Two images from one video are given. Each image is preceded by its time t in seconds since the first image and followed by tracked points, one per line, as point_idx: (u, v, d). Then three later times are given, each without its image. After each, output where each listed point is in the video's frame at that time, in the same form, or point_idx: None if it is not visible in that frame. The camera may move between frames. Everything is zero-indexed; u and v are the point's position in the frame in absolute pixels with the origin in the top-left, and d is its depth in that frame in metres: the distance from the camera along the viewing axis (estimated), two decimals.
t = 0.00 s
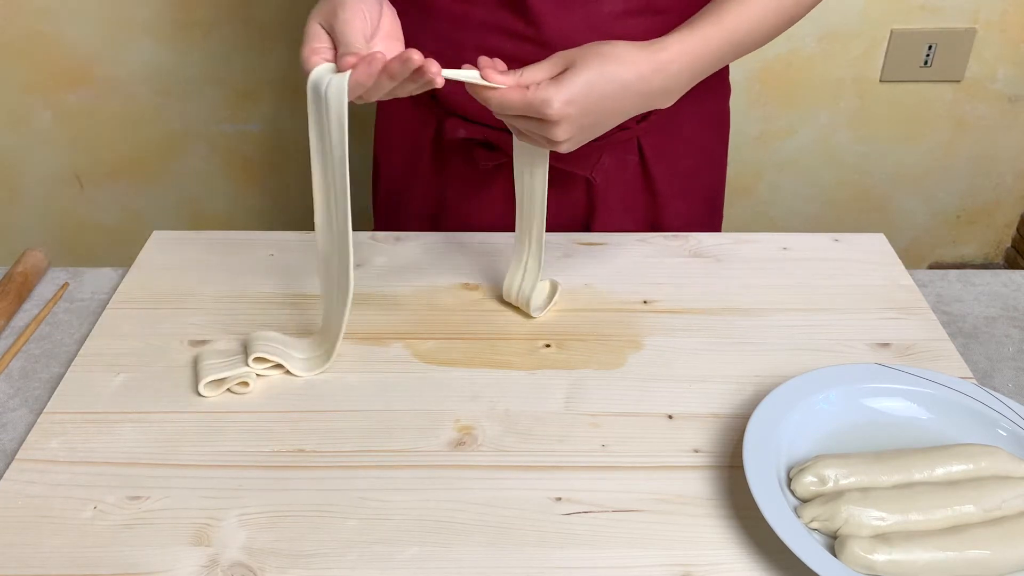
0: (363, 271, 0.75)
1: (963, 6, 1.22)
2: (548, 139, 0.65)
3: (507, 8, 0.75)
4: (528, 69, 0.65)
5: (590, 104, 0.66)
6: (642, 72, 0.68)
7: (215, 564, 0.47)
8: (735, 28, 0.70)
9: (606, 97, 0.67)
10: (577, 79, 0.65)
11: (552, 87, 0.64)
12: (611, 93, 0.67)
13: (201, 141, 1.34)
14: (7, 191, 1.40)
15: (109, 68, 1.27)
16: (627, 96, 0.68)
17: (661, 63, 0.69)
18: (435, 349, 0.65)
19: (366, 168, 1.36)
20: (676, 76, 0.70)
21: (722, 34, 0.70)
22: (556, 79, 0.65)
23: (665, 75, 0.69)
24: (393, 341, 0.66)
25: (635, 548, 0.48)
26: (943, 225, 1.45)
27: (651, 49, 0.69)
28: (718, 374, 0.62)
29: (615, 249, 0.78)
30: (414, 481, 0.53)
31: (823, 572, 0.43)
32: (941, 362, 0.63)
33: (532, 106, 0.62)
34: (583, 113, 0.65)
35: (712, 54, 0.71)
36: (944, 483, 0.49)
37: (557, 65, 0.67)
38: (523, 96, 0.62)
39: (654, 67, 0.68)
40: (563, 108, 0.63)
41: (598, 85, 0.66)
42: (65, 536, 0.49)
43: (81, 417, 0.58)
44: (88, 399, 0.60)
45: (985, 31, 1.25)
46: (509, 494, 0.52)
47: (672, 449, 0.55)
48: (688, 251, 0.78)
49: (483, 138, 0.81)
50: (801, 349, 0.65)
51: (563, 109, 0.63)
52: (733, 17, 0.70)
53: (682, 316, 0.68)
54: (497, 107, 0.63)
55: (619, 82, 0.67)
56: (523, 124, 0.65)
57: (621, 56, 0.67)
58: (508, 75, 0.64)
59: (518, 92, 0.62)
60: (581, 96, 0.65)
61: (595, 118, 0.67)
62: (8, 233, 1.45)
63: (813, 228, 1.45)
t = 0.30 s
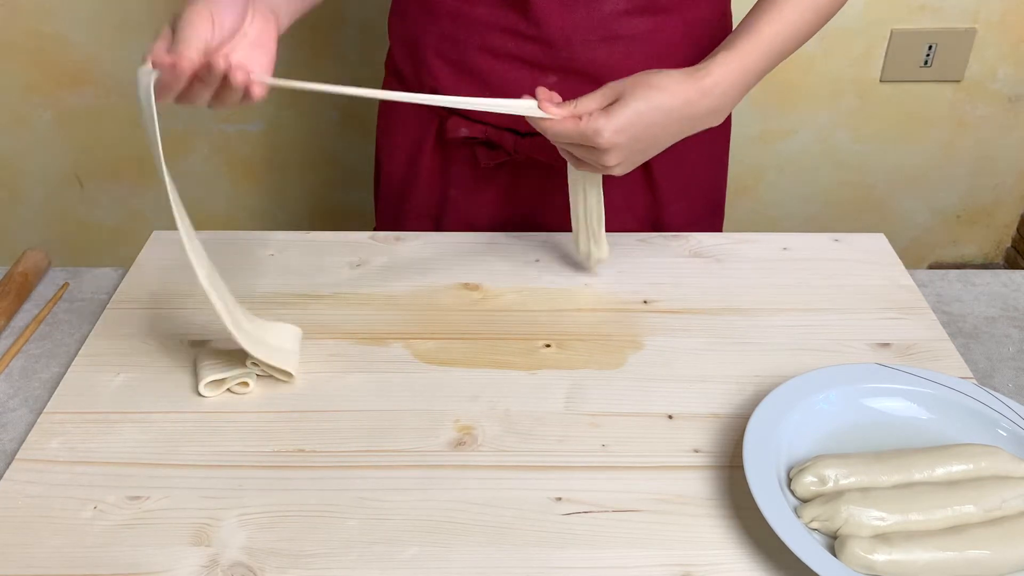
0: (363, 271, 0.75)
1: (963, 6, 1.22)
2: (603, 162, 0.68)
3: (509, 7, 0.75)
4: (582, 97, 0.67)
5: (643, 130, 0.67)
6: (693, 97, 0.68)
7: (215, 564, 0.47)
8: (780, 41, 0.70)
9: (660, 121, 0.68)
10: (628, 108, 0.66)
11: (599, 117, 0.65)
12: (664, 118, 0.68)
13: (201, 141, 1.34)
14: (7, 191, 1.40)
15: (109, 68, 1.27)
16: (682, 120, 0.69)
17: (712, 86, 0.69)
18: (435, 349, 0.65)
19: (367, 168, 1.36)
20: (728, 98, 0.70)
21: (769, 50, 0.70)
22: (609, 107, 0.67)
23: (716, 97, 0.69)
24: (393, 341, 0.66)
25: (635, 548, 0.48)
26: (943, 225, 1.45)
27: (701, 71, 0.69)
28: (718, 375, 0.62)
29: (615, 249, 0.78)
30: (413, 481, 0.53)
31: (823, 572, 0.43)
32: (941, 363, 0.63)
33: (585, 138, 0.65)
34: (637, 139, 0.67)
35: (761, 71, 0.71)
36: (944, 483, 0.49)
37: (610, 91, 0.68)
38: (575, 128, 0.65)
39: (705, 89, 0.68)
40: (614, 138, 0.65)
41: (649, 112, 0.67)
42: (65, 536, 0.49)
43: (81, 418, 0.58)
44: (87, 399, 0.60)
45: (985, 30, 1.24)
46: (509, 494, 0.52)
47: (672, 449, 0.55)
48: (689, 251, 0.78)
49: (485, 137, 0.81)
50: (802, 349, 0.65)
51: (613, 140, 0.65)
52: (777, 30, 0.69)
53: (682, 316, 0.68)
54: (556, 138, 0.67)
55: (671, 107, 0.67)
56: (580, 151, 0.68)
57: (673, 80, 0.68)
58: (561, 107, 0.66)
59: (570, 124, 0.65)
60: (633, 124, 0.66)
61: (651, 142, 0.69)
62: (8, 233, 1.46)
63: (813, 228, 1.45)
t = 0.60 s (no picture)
0: (363, 271, 0.75)
1: (963, 6, 1.22)
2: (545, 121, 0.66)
3: (510, 8, 0.75)
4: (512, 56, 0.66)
5: (584, 76, 0.65)
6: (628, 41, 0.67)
7: (215, 564, 0.47)
8: None
9: (600, 70, 0.66)
10: (560, 58, 0.64)
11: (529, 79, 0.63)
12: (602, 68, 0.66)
13: (201, 141, 1.34)
14: (7, 191, 1.40)
15: (109, 69, 1.27)
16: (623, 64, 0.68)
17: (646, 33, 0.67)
18: (435, 349, 0.65)
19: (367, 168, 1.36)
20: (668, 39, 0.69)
21: None
22: (541, 62, 0.65)
23: (655, 42, 0.68)
24: (393, 341, 0.66)
25: (635, 548, 0.48)
26: (943, 225, 1.45)
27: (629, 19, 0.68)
28: (718, 375, 0.62)
29: (615, 249, 0.78)
30: (414, 482, 0.53)
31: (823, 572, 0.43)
32: (941, 363, 0.63)
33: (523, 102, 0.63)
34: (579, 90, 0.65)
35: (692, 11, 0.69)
36: (943, 483, 0.49)
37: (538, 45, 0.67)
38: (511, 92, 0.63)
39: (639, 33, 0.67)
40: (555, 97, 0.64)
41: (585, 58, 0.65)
42: (65, 536, 0.49)
43: (81, 418, 0.58)
44: (88, 399, 0.60)
45: (985, 30, 1.24)
46: (509, 494, 0.52)
47: (672, 449, 0.55)
48: (689, 251, 0.78)
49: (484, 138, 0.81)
50: (802, 349, 0.65)
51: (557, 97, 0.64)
52: None
53: (682, 316, 0.68)
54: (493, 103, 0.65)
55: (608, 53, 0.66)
56: (523, 118, 0.66)
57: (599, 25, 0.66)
58: (492, 72, 0.66)
59: (504, 93, 0.64)
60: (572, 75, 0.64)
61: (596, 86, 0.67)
62: (8, 232, 1.45)
63: (813, 228, 1.45)
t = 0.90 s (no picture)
0: (363, 271, 0.75)
1: (964, 6, 1.22)
2: (611, 145, 0.68)
3: (513, 7, 0.75)
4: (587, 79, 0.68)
5: (655, 110, 0.68)
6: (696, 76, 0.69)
7: (215, 564, 0.47)
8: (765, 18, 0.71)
9: (666, 103, 0.68)
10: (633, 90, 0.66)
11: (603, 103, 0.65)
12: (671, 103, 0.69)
13: (200, 141, 1.34)
14: (7, 191, 1.40)
15: (109, 69, 1.27)
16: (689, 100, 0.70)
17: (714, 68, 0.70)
18: (435, 349, 0.65)
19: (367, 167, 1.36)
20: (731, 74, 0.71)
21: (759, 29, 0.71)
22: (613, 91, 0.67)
23: (721, 77, 0.70)
24: (393, 341, 0.66)
25: (635, 548, 0.48)
26: (943, 225, 1.45)
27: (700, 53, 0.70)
28: (718, 375, 0.62)
29: (615, 249, 0.78)
30: (414, 481, 0.53)
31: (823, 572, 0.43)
32: (941, 363, 0.63)
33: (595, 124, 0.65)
34: (646, 122, 0.68)
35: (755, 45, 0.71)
36: (943, 483, 0.49)
37: (611, 74, 0.68)
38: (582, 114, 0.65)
39: (708, 71, 0.69)
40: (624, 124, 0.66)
41: (657, 93, 0.67)
42: (65, 536, 0.49)
43: (81, 417, 0.58)
44: (88, 399, 0.60)
45: (985, 30, 1.24)
46: (509, 494, 0.52)
47: (672, 449, 0.55)
48: (689, 251, 0.78)
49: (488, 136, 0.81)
50: (802, 349, 0.65)
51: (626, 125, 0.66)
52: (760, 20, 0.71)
53: (682, 316, 0.68)
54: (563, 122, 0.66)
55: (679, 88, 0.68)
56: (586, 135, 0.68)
57: (674, 59, 0.68)
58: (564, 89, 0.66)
59: (576, 107, 0.64)
60: (644, 107, 0.67)
61: (663, 118, 0.69)
62: (8, 232, 1.45)
63: (813, 228, 1.45)
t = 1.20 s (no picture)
0: (364, 271, 0.75)
1: (963, 6, 1.22)
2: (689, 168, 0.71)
3: (514, 7, 0.75)
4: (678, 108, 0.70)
5: (743, 141, 0.71)
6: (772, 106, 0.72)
7: (215, 564, 0.47)
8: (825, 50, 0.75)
9: (749, 135, 0.71)
10: (726, 123, 0.68)
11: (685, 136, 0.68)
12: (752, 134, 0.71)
13: (200, 141, 1.34)
14: (7, 191, 1.40)
15: (109, 68, 1.27)
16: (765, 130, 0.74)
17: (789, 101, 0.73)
18: (434, 349, 0.65)
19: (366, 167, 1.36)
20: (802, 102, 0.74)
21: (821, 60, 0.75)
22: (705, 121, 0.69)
23: (798, 112, 0.74)
24: (393, 341, 0.66)
25: (635, 548, 0.48)
26: (943, 225, 1.45)
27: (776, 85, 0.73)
28: (718, 375, 0.62)
29: (615, 249, 0.78)
30: (413, 481, 0.53)
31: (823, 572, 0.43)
32: (941, 363, 0.63)
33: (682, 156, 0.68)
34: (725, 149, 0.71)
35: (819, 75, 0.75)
36: (943, 483, 0.49)
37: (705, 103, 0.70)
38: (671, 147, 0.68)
39: (788, 101, 0.73)
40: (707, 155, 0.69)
41: (745, 127, 0.70)
42: (65, 536, 0.49)
43: (81, 417, 0.58)
44: (88, 398, 0.60)
45: (985, 30, 1.25)
46: (509, 494, 0.52)
47: (672, 449, 0.55)
48: (689, 251, 0.78)
49: (493, 137, 0.82)
50: (802, 349, 0.65)
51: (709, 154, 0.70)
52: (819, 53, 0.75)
53: (682, 316, 0.68)
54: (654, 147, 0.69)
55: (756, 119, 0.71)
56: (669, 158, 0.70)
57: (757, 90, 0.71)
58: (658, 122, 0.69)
59: (673, 139, 0.66)
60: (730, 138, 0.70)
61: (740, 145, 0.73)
62: (8, 233, 1.45)
63: (813, 228, 1.45)
